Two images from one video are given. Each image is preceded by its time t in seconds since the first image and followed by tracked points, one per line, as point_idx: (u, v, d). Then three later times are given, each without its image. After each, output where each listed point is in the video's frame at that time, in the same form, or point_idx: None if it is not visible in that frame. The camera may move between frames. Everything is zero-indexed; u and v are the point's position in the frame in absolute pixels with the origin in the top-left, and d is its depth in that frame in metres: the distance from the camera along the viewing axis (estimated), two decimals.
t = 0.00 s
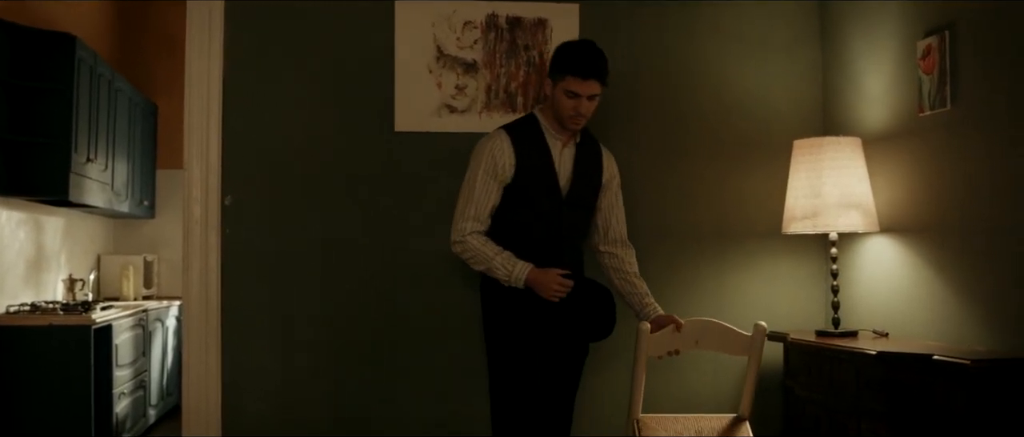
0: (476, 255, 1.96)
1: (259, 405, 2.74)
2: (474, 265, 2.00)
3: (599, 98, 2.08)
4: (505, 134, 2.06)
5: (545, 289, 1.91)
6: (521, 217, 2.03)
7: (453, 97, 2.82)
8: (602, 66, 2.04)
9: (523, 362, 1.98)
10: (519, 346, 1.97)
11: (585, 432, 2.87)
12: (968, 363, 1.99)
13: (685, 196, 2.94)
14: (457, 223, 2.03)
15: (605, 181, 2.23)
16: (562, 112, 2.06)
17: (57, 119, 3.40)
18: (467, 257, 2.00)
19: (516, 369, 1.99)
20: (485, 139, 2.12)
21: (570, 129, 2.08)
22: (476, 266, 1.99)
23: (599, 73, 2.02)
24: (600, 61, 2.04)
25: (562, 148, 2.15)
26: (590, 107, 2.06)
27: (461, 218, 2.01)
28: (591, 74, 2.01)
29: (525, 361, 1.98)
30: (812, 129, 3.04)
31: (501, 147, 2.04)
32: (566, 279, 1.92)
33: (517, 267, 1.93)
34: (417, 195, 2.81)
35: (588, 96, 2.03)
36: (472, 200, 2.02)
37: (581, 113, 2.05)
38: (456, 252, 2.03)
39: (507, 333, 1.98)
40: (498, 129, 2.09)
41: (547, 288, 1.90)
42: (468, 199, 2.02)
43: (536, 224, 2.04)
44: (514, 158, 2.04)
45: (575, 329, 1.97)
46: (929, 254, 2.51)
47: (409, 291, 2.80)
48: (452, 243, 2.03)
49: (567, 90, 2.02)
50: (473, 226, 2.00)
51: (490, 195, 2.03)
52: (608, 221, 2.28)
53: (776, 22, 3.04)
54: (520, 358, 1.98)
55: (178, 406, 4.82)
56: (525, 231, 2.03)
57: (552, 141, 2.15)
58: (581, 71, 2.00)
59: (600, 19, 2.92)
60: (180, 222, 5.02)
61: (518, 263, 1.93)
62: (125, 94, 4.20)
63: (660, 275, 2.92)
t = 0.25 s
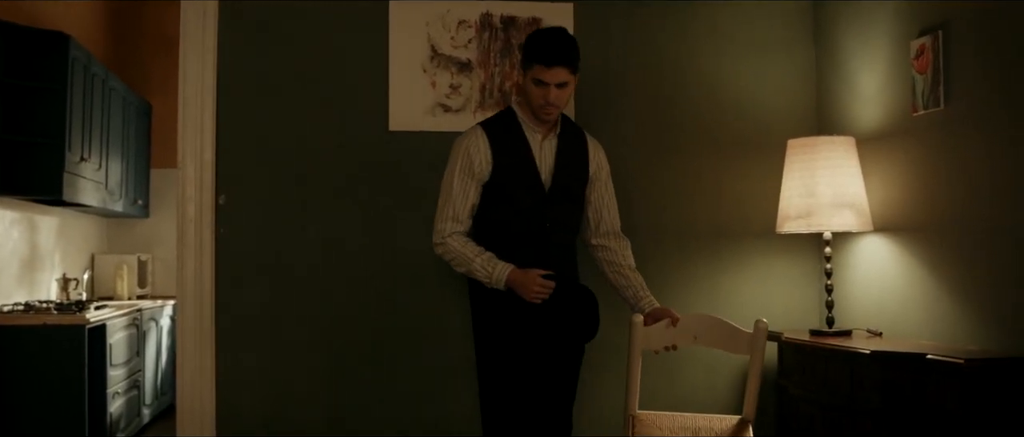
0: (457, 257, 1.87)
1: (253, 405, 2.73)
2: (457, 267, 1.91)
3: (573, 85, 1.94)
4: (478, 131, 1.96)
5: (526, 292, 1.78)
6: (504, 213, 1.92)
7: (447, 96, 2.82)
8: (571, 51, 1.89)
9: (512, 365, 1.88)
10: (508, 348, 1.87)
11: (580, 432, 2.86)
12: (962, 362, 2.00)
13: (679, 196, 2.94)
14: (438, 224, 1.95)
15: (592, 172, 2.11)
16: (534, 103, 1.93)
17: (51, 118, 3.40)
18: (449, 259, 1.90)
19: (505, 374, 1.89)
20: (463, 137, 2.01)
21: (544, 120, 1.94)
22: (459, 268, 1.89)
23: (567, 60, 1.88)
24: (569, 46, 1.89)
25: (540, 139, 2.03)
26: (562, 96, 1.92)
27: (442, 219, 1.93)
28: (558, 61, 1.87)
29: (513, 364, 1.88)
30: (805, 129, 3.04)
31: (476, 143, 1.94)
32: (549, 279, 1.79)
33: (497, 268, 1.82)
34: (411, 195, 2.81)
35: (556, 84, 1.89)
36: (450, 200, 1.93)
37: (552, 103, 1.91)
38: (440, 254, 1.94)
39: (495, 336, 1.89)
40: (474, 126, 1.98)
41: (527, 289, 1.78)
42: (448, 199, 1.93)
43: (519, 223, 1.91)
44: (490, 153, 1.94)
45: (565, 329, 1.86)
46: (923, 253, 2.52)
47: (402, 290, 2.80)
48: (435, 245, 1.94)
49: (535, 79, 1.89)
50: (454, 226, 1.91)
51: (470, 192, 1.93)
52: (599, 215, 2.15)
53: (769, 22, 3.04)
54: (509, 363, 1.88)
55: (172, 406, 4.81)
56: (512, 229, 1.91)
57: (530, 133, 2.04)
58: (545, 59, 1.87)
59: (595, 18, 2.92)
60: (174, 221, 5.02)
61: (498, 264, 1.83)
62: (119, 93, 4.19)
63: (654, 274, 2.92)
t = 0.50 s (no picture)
0: (440, 256, 1.86)
1: (247, 406, 2.73)
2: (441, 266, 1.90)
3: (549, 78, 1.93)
4: (461, 130, 1.96)
5: (507, 292, 1.77)
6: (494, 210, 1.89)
7: (442, 96, 2.82)
8: (546, 43, 1.89)
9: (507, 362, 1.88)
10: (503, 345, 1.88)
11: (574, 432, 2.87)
12: (957, 362, 2.01)
13: (673, 196, 2.94)
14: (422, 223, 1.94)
15: (580, 168, 2.05)
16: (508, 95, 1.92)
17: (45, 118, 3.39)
18: (432, 259, 1.89)
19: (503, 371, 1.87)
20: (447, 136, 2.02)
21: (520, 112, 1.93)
22: (442, 267, 1.88)
23: (539, 50, 1.87)
24: (543, 37, 1.89)
25: (523, 137, 2.01)
26: (535, 87, 1.91)
27: (425, 219, 1.92)
28: (529, 51, 1.87)
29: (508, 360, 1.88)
30: (799, 129, 3.05)
31: (456, 141, 1.94)
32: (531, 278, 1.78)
33: (479, 267, 1.81)
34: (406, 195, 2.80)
35: (529, 74, 1.89)
36: (431, 198, 1.92)
37: (524, 95, 1.90)
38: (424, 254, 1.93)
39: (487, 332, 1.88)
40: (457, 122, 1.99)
41: (508, 289, 1.77)
42: (429, 197, 1.92)
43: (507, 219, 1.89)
44: (470, 151, 1.94)
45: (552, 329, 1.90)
46: (916, 254, 2.53)
47: (397, 291, 2.80)
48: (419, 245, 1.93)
49: (507, 69, 1.89)
50: (436, 225, 1.90)
51: (452, 190, 1.93)
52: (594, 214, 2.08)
53: (764, 22, 3.05)
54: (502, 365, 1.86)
55: (166, 406, 4.81)
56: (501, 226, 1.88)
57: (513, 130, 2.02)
58: (517, 49, 1.87)
59: (589, 18, 2.92)
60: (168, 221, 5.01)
61: (480, 263, 1.82)
62: (113, 93, 4.18)
63: (649, 274, 2.92)
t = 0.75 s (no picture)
0: (431, 250, 1.88)
1: (241, 406, 2.73)
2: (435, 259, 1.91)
3: (545, 72, 1.92)
4: (460, 124, 1.98)
5: (492, 288, 1.78)
6: (483, 213, 1.90)
7: (435, 96, 2.82)
8: (541, 37, 1.88)
9: (499, 360, 1.88)
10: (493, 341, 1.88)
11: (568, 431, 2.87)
12: (949, 361, 2.01)
13: (667, 196, 2.95)
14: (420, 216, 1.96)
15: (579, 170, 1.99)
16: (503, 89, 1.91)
17: (38, 117, 3.38)
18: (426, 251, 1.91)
19: (493, 368, 1.88)
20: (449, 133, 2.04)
21: (515, 106, 1.92)
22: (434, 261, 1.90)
23: (533, 42, 1.86)
24: (539, 31, 1.88)
25: (521, 133, 1.99)
26: (530, 80, 1.89)
27: (421, 212, 1.94)
28: (523, 42, 1.86)
29: (500, 358, 1.88)
30: (792, 129, 3.05)
31: (454, 134, 1.96)
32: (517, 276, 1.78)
33: (467, 262, 1.82)
34: (400, 195, 2.80)
35: (523, 66, 1.87)
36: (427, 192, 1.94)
37: (519, 87, 1.89)
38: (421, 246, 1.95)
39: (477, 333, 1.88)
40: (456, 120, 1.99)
41: (492, 285, 1.78)
42: (426, 191, 1.94)
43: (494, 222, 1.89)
44: (466, 145, 1.95)
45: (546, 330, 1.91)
46: (909, 254, 2.53)
47: (392, 291, 2.79)
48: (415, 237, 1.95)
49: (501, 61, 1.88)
50: (431, 218, 1.92)
51: (449, 184, 1.94)
52: (596, 220, 2.00)
53: (757, 23, 3.05)
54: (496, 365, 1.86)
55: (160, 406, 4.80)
56: (491, 228, 1.88)
57: (512, 127, 2.00)
58: (511, 39, 1.87)
59: (583, 18, 2.93)
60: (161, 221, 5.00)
61: (469, 258, 1.83)
62: (106, 92, 4.17)
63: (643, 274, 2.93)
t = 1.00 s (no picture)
0: (433, 247, 1.85)
1: (233, 405, 2.72)
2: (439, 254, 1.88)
3: (552, 69, 1.89)
4: (466, 123, 1.96)
5: (487, 287, 1.74)
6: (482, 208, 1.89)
7: (428, 96, 2.82)
8: (547, 33, 1.86)
9: (499, 361, 1.85)
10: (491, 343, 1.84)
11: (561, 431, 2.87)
12: (941, 361, 2.02)
13: (658, 196, 2.95)
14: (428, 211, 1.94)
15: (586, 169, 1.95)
16: (512, 86, 1.89)
17: (29, 117, 3.37)
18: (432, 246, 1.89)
19: (492, 369, 1.85)
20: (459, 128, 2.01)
21: (521, 103, 1.89)
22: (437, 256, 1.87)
23: (539, 38, 1.84)
24: (545, 27, 1.86)
25: (527, 130, 1.96)
26: (537, 77, 1.87)
27: (428, 210, 1.92)
28: (529, 38, 1.84)
29: (500, 360, 1.85)
30: (784, 129, 3.06)
31: (459, 132, 1.95)
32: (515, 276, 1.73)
33: (466, 260, 1.78)
34: (392, 195, 2.80)
35: (529, 62, 1.85)
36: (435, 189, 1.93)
37: (526, 84, 1.86)
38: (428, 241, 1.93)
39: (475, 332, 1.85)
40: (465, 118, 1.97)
41: (487, 285, 1.73)
42: (433, 188, 1.93)
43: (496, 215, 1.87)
44: (470, 143, 1.93)
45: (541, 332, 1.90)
46: (901, 254, 2.54)
47: (384, 291, 2.79)
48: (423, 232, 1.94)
49: (507, 58, 1.86)
50: (436, 216, 1.90)
51: (455, 182, 1.93)
52: (600, 221, 1.95)
53: (749, 23, 3.06)
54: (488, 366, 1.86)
55: (152, 406, 4.79)
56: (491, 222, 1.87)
57: (518, 125, 1.98)
58: (517, 35, 1.84)
59: (575, 18, 2.93)
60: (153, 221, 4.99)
61: (468, 256, 1.79)
62: (98, 92, 4.16)
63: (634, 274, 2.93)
